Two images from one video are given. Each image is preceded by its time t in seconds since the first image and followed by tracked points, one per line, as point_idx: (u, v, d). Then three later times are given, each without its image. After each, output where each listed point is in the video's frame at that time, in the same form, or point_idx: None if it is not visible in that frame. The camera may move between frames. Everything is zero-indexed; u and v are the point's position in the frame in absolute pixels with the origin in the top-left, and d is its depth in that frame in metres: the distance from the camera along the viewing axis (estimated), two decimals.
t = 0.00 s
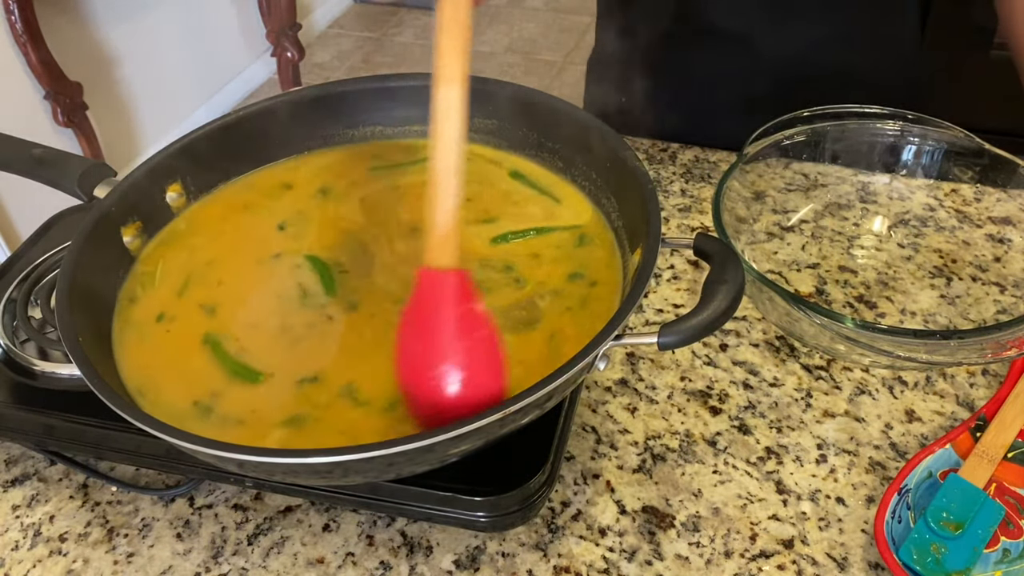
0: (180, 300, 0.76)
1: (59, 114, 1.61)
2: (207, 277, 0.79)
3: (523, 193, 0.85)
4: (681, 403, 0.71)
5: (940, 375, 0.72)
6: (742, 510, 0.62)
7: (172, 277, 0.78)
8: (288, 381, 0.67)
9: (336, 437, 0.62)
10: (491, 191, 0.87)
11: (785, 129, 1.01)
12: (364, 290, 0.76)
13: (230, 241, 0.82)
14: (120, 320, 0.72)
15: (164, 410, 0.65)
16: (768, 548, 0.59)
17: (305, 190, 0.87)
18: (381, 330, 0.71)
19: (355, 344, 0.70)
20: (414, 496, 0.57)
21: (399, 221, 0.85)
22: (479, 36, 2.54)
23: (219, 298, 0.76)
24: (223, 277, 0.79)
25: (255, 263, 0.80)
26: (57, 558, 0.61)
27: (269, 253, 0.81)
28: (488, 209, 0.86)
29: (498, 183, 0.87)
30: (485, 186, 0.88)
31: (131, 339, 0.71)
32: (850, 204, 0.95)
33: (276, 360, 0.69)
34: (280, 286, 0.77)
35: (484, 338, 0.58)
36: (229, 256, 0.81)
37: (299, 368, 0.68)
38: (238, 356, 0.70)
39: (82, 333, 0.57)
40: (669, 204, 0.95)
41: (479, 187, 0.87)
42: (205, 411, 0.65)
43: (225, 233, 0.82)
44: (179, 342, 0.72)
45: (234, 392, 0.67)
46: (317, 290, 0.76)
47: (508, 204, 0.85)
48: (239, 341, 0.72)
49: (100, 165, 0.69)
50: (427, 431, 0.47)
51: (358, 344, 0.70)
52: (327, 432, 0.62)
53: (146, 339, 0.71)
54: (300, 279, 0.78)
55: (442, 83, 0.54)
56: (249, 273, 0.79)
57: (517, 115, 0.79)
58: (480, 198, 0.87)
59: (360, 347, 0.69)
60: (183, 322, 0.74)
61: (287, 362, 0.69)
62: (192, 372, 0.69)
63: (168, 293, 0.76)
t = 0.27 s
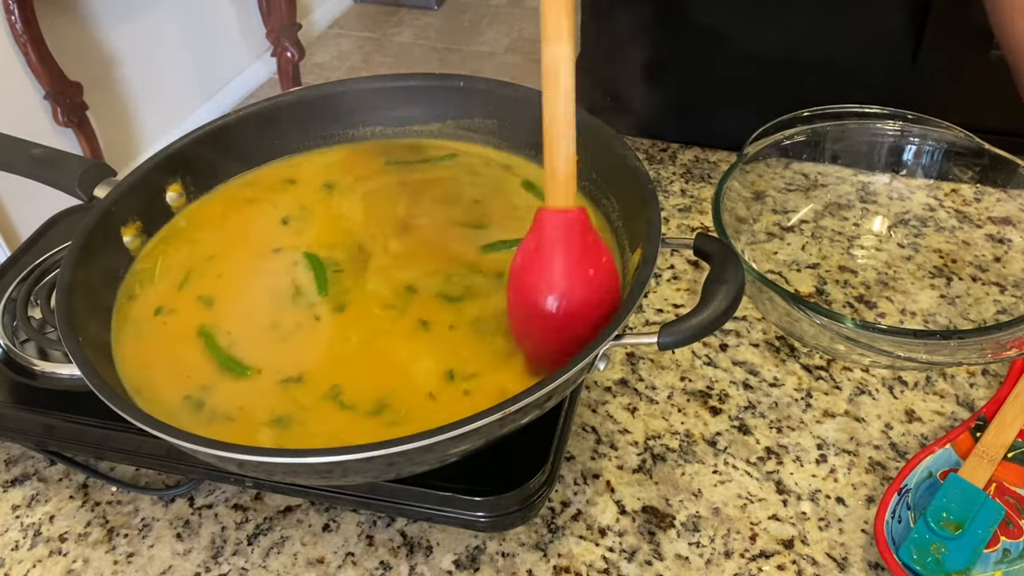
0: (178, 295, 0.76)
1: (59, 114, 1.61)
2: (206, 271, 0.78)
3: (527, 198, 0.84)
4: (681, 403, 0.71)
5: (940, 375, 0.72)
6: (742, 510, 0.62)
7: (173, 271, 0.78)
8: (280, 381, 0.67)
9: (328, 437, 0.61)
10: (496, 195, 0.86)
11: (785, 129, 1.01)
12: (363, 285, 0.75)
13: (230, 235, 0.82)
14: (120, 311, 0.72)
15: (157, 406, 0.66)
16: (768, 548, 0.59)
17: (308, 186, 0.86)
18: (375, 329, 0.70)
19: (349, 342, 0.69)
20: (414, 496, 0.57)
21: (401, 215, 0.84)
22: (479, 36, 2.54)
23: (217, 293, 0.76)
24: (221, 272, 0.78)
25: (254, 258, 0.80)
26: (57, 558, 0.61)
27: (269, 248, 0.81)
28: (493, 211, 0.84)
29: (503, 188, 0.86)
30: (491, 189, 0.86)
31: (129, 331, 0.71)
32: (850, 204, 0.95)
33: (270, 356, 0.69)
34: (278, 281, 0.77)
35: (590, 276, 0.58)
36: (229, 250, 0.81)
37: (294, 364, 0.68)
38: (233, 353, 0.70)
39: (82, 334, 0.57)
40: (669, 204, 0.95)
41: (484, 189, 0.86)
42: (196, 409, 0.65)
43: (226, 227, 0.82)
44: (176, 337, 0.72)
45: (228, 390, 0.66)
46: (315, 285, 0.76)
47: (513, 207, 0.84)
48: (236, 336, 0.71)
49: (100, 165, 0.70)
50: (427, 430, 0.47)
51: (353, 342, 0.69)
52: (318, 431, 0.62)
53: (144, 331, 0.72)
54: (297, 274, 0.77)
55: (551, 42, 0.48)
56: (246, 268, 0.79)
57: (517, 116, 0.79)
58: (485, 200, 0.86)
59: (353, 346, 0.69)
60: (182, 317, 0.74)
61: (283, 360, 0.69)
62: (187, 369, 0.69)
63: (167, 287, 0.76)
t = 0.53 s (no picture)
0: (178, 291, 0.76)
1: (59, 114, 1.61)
2: (207, 267, 0.78)
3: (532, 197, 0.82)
4: (681, 403, 0.71)
5: (940, 375, 0.72)
6: (742, 510, 0.62)
7: (175, 268, 0.78)
8: (278, 381, 0.67)
9: (324, 437, 0.61)
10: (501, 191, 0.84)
11: (785, 129, 1.01)
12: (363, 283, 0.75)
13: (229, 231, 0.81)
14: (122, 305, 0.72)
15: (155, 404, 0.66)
16: (768, 548, 0.59)
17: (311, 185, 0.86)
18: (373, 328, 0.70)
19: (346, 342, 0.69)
20: (414, 496, 0.57)
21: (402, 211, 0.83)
22: (479, 36, 2.54)
23: (216, 289, 0.76)
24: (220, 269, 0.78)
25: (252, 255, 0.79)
26: (57, 558, 0.61)
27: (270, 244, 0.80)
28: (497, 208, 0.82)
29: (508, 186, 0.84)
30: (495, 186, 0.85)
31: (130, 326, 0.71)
32: (850, 204, 0.95)
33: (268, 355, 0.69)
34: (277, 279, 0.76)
35: (607, 221, 0.60)
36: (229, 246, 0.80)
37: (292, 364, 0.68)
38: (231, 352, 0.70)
39: (82, 334, 0.57)
40: (669, 204, 0.95)
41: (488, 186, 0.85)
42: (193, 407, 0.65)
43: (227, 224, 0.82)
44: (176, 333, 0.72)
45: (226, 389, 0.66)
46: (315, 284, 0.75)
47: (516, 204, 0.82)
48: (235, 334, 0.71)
49: (100, 165, 0.70)
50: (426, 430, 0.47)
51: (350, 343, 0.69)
52: (314, 431, 0.62)
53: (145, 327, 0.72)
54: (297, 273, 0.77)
55: None
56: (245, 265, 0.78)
57: (516, 115, 0.79)
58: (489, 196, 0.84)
59: (350, 347, 0.69)
60: (182, 312, 0.74)
61: (281, 359, 0.69)
62: (186, 366, 0.69)
63: (168, 283, 0.76)
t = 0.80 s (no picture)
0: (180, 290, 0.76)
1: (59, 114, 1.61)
2: (209, 265, 0.79)
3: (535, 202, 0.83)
4: (681, 403, 0.71)
5: (940, 375, 0.72)
6: (742, 510, 0.62)
7: (176, 267, 0.78)
8: (278, 379, 0.67)
9: (322, 438, 0.61)
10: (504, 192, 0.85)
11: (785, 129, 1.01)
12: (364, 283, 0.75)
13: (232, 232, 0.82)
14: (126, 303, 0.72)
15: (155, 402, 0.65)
16: (768, 548, 0.59)
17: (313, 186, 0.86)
18: (370, 329, 0.70)
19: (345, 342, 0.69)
20: (414, 496, 0.57)
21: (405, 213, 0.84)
22: (479, 37, 2.54)
23: (218, 289, 0.76)
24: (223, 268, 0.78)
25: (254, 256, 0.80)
26: (57, 558, 0.61)
27: (270, 244, 0.81)
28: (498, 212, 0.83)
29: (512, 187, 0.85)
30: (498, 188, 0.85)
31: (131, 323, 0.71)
32: (850, 204, 0.95)
33: (268, 355, 0.69)
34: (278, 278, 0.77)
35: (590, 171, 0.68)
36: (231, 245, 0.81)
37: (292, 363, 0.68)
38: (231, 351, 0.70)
39: (82, 334, 0.57)
40: (669, 204, 0.95)
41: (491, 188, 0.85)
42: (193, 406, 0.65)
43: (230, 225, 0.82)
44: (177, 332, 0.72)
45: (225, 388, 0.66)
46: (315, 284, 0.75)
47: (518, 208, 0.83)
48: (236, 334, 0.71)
49: (100, 165, 0.70)
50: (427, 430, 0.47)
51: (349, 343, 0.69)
52: (311, 432, 0.62)
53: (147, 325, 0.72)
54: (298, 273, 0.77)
55: None
56: (247, 264, 0.79)
57: (517, 116, 0.79)
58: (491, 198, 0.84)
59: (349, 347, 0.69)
60: (184, 311, 0.74)
61: (281, 358, 0.69)
62: (186, 365, 0.69)
63: (169, 282, 0.76)
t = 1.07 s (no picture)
0: (177, 289, 0.76)
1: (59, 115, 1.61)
2: (208, 264, 0.79)
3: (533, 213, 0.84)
4: (681, 403, 0.71)
5: (940, 374, 0.72)
6: (742, 510, 0.62)
7: (174, 266, 0.78)
8: (275, 378, 0.67)
9: (318, 437, 0.61)
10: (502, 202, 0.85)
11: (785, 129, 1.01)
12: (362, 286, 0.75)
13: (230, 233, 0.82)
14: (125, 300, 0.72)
15: (151, 399, 0.66)
16: (768, 548, 0.59)
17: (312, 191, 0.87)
18: (370, 329, 0.70)
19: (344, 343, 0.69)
20: (414, 496, 0.57)
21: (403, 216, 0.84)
22: (479, 37, 2.55)
23: (216, 288, 0.77)
24: (221, 270, 0.79)
25: (252, 258, 0.80)
26: (57, 558, 0.61)
27: (270, 246, 0.81)
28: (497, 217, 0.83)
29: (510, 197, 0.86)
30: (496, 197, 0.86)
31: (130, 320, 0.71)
32: (850, 204, 0.95)
33: (264, 353, 0.69)
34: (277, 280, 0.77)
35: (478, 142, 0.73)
36: (229, 246, 0.81)
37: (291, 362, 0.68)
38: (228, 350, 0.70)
39: (82, 334, 0.57)
40: (669, 204, 0.95)
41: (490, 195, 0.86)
42: (190, 404, 0.65)
43: (228, 226, 0.83)
44: (174, 329, 0.72)
45: (223, 387, 0.66)
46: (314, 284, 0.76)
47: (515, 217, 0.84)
48: (234, 333, 0.72)
49: (100, 165, 0.70)
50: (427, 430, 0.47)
51: (347, 344, 0.69)
52: (307, 431, 0.62)
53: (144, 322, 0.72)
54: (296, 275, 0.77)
55: None
56: (245, 266, 0.79)
57: (518, 117, 0.79)
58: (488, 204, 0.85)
59: (347, 348, 0.69)
60: (181, 309, 0.75)
61: (280, 357, 0.69)
62: (183, 363, 0.69)
63: (167, 280, 0.77)
